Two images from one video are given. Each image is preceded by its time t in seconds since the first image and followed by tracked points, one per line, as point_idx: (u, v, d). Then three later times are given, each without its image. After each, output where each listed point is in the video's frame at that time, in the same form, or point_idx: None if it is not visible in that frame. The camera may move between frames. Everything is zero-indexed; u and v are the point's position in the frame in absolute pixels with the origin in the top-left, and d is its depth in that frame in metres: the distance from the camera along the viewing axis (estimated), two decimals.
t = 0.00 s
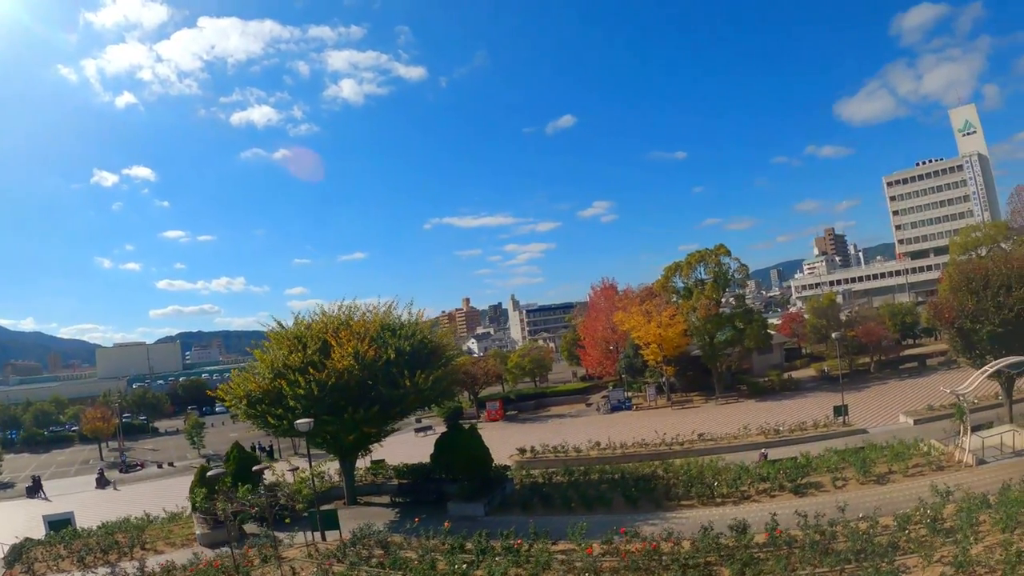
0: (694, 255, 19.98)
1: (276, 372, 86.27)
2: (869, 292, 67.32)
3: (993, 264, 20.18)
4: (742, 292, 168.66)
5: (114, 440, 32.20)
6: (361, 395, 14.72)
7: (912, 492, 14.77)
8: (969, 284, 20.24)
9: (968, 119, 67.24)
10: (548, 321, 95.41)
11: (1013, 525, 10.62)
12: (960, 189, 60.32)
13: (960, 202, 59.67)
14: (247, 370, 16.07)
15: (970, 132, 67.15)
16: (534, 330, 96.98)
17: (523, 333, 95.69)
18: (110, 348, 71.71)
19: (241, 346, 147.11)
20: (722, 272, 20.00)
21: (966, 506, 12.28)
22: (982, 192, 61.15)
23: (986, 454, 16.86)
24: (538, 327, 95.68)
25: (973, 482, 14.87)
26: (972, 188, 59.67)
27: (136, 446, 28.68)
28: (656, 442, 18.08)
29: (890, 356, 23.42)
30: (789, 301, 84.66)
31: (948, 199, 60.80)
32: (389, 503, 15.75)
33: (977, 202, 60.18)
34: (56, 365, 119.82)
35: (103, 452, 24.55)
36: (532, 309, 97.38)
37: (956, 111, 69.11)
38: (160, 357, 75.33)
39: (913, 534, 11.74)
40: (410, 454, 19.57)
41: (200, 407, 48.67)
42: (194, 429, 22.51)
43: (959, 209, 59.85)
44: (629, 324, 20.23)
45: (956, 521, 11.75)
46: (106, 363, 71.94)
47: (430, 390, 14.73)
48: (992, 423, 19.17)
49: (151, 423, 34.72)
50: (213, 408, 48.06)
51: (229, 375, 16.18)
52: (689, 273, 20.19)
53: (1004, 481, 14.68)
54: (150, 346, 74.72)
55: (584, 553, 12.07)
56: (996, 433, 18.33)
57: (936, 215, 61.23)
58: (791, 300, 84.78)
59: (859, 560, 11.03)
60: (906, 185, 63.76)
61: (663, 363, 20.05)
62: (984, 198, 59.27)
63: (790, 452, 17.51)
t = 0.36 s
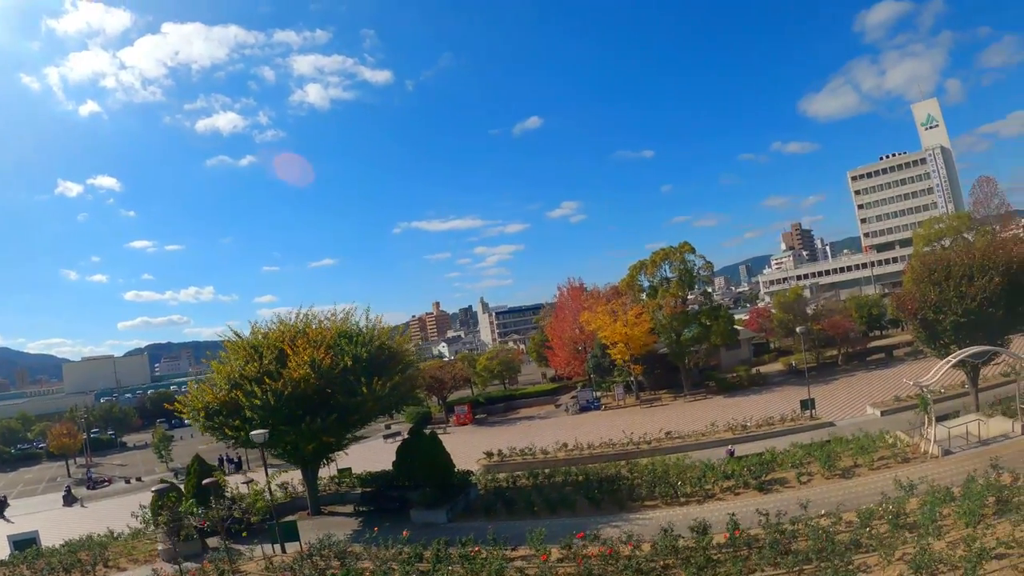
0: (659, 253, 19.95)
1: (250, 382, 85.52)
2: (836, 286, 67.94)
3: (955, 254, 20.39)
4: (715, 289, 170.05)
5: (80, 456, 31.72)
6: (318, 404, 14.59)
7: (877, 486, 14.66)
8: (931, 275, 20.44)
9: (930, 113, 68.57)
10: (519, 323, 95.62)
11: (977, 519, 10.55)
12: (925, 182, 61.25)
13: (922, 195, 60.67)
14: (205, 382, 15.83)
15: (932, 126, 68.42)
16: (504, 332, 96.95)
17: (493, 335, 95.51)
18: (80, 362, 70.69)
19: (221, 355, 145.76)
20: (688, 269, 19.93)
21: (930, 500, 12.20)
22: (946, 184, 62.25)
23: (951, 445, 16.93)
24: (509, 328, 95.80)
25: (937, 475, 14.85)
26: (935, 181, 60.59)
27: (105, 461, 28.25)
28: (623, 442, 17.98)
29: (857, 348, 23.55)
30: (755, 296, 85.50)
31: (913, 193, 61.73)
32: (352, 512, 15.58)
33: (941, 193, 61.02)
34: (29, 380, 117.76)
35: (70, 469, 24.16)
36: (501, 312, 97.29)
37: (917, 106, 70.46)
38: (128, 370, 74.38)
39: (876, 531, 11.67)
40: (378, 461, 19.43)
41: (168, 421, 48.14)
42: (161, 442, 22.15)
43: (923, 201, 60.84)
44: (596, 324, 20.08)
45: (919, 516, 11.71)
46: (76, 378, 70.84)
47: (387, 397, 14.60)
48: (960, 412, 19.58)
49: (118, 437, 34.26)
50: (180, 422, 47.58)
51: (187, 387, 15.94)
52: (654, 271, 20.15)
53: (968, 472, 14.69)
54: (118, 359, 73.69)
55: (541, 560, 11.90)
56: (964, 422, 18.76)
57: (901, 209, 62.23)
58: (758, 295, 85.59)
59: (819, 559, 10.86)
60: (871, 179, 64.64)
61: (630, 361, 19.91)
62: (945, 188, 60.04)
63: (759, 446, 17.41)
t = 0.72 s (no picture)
0: (621, 258, 19.96)
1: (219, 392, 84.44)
2: (801, 288, 68.58)
3: (914, 255, 20.11)
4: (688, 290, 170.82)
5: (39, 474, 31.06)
6: (275, 417, 14.35)
7: (838, 488, 14.14)
8: (891, 275, 20.04)
9: (891, 115, 69.99)
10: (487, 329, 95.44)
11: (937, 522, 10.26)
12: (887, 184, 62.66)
13: (886, 195, 61.98)
14: (160, 397, 15.46)
15: (893, 129, 69.85)
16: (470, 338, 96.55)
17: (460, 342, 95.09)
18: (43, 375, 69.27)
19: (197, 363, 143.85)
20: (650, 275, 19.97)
21: (889, 503, 11.88)
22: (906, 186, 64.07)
23: (913, 445, 16.75)
24: (476, 335, 95.20)
25: (897, 478, 14.43)
26: (898, 182, 62.03)
27: (66, 478, 27.68)
28: (588, 449, 17.71)
29: (823, 348, 23.60)
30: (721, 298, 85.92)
31: (875, 194, 63.05)
32: (312, 525, 15.24)
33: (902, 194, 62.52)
34: None
35: (32, 486, 23.69)
36: (468, 318, 96.83)
37: (880, 109, 71.66)
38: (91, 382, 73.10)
39: (835, 536, 11.37)
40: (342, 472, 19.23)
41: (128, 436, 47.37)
42: (125, 456, 21.78)
43: (885, 203, 62.45)
44: (560, 330, 19.93)
45: (878, 520, 11.44)
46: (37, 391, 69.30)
47: (344, 408, 14.43)
48: (922, 411, 19.49)
49: (81, 452, 33.67)
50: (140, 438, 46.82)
51: (141, 401, 15.55)
52: (618, 276, 20.19)
53: (928, 473, 14.38)
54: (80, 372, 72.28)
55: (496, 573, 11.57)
56: (927, 422, 18.69)
57: (866, 210, 63.29)
58: (724, 298, 86.09)
59: (777, 566, 10.48)
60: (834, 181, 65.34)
61: (596, 367, 19.80)
62: (908, 190, 61.89)
63: (724, 449, 17.04)
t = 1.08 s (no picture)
0: (590, 265, 20.02)
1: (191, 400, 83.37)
2: (773, 294, 69.28)
3: (882, 262, 19.39)
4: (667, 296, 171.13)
5: None
6: (234, 426, 14.15)
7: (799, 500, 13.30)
8: (857, 283, 19.36)
9: (861, 124, 70.90)
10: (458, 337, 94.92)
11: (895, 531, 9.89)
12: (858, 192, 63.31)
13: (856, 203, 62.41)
14: (120, 404, 15.19)
15: (864, 137, 70.76)
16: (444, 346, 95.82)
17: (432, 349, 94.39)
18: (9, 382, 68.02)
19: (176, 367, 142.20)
20: (618, 282, 20.03)
21: (850, 514, 11.43)
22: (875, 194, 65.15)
23: (878, 452, 16.07)
24: (449, 342, 94.81)
25: (859, 487, 13.65)
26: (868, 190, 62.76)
27: (31, 489, 27.20)
28: (555, 456, 17.61)
29: (793, 354, 23.55)
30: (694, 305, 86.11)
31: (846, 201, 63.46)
32: (275, 535, 14.89)
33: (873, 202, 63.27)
34: None
35: None
36: (439, 325, 96.01)
37: (851, 117, 72.47)
38: (60, 390, 71.96)
39: (793, 548, 10.85)
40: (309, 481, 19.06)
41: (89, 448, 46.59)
42: (91, 465, 21.51)
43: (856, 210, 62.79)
44: (529, 337, 19.94)
45: (837, 531, 10.98)
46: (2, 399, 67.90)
47: (304, 418, 14.22)
48: (889, 416, 18.71)
49: (47, 461, 33.21)
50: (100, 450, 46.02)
51: (100, 409, 15.26)
52: (587, 283, 20.23)
53: (890, 483, 13.71)
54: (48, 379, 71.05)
55: None
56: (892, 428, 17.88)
57: (837, 217, 63.53)
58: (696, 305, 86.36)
59: None
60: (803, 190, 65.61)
61: (565, 374, 19.84)
62: (877, 199, 62.57)
63: (689, 456, 16.64)
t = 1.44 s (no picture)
0: (569, 274, 20.07)
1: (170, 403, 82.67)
2: (754, 303, 69.59)
3: (859, 273, 18.95)
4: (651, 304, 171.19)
5: None
6: (206, 431, 14.09)
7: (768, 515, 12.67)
8: (834, 293, 18.98)
9: (842, 135, 71.41)
10: (439, 343, 94.50)
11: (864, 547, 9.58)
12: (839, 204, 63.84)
13: (837, 215, 63.10)
14: (91, 409, 15.08)
15: (845, 148, 71.21)
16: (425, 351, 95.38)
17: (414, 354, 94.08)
18: None
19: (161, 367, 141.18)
20: (597, 290, 20.05)
21: (818, 529, 11.15)
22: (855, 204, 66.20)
23: (851, 464, 15.27)
24: (429, 349, 94.17)
25: (831, 501, 13.07)
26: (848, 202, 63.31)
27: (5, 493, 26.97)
28: (530, 465, 17.46)
29: (773, 364, 23.52)
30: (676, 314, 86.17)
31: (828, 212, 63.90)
32: (246, 542, 14.69)
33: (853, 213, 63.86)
34: None
35: None
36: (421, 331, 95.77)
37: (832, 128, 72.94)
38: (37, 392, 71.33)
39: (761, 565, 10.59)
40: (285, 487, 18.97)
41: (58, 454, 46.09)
42: (68, 469, 21.43)
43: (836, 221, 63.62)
44: (508, 345, 19.94)
45: (805, 547, 10.64)
46: None
47: (274, 425, 14.09)
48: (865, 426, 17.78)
49: (24, 465, 33.00)
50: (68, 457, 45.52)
51: (71, 413, 15.15)
52: (566, 291, 20.25)
53: (862, 497, 12.97)
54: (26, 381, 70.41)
55: None
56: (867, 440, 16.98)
57: (819, 227, 64.10)
58: (678, 313, 86.48)
59: None
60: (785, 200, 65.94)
61: (543, 382, 19.84)
62: (859, 210, 62.99)
63: (663, 467, 16.19)
